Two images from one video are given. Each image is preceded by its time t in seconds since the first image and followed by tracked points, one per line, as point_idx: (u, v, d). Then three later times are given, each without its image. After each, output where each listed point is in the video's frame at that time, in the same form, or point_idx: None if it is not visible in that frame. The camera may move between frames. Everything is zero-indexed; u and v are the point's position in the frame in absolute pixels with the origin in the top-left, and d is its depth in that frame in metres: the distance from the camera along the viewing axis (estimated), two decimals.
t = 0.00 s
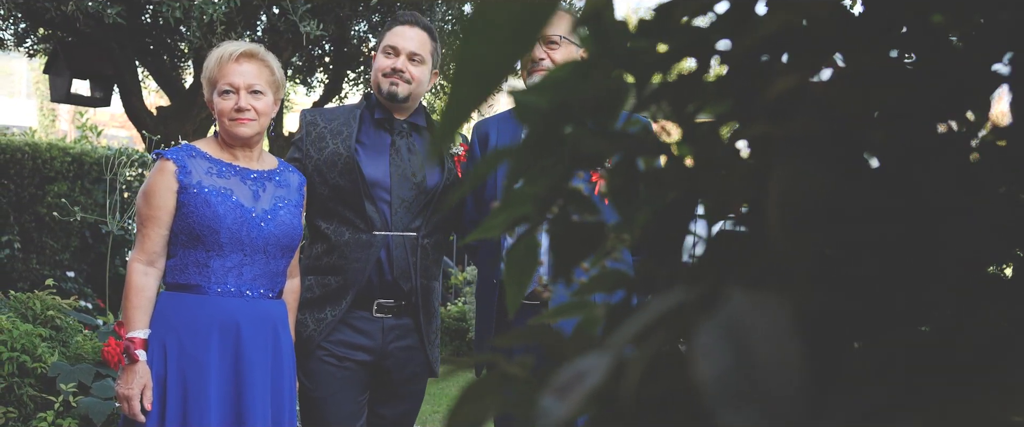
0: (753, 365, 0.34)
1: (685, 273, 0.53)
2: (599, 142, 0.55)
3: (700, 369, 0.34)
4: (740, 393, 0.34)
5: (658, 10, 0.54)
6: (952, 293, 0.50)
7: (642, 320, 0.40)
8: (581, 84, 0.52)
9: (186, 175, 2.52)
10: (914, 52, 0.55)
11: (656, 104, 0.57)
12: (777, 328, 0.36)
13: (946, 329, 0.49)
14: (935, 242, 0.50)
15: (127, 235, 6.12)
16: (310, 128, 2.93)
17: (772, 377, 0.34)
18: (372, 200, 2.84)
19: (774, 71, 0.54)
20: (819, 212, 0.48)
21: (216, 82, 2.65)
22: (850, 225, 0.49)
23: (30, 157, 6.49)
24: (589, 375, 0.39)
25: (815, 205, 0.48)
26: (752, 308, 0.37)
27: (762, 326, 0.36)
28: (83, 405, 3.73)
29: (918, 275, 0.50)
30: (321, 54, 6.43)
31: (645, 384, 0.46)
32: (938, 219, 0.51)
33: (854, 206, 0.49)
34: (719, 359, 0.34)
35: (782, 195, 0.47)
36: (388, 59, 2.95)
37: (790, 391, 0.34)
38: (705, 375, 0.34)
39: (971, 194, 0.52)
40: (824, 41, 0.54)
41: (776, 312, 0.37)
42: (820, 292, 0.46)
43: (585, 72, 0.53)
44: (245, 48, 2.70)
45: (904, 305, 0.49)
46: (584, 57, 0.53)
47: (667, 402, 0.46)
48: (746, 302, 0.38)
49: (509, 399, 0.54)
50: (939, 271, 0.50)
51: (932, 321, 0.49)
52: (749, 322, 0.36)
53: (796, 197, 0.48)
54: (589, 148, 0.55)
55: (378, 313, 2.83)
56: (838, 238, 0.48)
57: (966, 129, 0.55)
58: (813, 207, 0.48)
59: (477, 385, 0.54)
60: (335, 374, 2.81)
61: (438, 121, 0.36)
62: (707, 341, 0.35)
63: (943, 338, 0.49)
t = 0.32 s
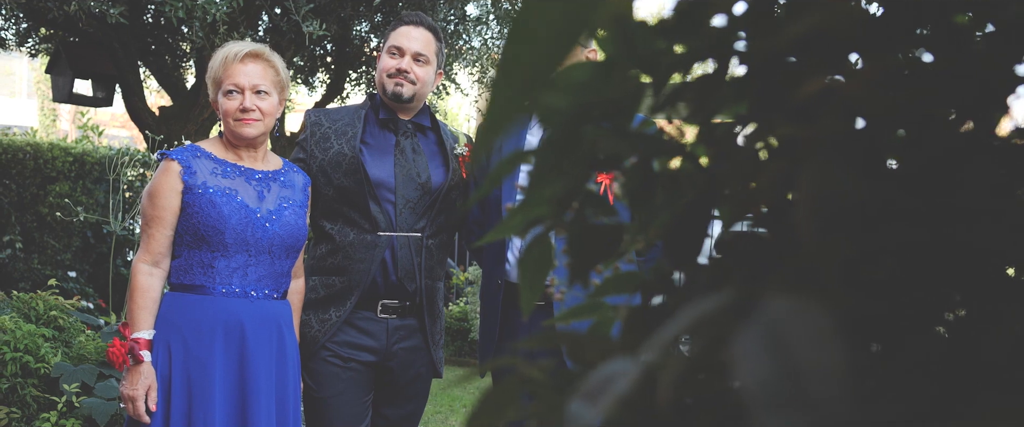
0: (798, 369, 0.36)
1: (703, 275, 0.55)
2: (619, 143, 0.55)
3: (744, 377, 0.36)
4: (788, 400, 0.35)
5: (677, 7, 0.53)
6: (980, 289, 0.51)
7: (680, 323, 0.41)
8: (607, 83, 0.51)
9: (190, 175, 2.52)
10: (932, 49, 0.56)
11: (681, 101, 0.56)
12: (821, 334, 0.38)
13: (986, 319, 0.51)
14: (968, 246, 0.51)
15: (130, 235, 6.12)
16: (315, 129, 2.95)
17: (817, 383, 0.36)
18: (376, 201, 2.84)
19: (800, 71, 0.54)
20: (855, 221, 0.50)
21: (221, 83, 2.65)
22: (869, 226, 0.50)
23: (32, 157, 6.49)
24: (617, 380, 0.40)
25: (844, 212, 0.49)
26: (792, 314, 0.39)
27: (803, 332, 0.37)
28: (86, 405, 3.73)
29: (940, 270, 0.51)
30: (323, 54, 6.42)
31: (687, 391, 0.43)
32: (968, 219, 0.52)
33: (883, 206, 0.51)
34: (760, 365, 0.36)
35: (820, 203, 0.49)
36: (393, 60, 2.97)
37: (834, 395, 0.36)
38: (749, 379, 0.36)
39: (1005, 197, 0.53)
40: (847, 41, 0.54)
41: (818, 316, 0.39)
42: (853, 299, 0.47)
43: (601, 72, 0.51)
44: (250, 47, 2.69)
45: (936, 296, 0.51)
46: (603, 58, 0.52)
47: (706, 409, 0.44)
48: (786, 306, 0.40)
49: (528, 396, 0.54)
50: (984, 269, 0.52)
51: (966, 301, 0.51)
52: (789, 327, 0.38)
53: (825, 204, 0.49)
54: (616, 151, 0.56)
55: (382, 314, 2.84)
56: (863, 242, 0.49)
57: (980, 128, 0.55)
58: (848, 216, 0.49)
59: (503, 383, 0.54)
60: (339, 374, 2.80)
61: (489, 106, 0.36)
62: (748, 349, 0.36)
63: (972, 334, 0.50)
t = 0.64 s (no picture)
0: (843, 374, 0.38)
1: (724, 282, 0.55)
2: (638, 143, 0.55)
3: (787, 380, 0.38)
4: (829, 404, 0.37)
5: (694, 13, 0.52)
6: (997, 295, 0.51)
7: (715, 328, 0.42)
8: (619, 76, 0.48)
9: (195, 176, 2.52)
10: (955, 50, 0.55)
11: (698, 103, 0.55)
12: (858, 344, 0.39)
13: (1000, 319, 0.51)
14: (1001, 246, 0.51)
15: (132, 236, 6.12)
16: (319, 130, 2.95)
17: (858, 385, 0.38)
18: (381, 202, 2.84)
19: (817, 73, 0.55)
20: (885, 226, 0.51)
21: (227, 83, 2.64)
22: (903, 229, 0.51)
23: (34, 158, 6.49)
24: (649, 384, 0.40)
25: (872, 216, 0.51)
26: (832, 319, 0.40)
27: (844, 336, 0.39)
28: (90, 406, 3.73)
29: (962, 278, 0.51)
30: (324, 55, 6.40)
31: (723, 392, 0.44)
32: (995, 222, 0.51)
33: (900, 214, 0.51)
34: (804, 370, 0.38)
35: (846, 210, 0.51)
36: (398, 60, 2.96)
37: (879, 398, 0.38)
38: (790, 383, 0.37)
39: None
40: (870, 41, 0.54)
41: (857, 326, 0.40)
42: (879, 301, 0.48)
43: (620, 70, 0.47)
44: (256, 48, 2.69)
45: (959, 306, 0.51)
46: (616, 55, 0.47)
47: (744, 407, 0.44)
48: (828, 310, 0.41)
49: (547, 405, 0.54)
50: (1016, 278, 0.51)
51: (979, 310, 0.51)
52: (833, 333, 0.39)
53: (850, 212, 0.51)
54: (634, 151, 0.56)
55: (387, 315, 2.84)
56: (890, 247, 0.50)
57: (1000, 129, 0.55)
58: (880, 219, 0.51)
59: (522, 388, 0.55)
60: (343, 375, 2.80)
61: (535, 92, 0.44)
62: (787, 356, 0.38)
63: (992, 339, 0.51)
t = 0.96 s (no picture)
0: (882, 378, 0.37)
1: (741, 286, 0.56)
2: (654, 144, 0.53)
3: (829, 383, 0.37)
4: (871, 407, 0.37)
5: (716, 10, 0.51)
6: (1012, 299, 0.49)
7: (753, 332, 0.41)
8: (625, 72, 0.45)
9: (200, 176, 2.51)
10: (976, 48, 0.54)
11: (717, 103, 0.54)
12: (905, 348, 0.39)
13: (1017, 320, 0.49)
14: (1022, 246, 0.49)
15: (134, 236, 6.11)
16: (324, 130, 2.94)
17: (908, 395, 0.37)
18: (386, 202, 2.84)
19: (835, 80, 0.54)
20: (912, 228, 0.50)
21: (232, 83, 2.65)
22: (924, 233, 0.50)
23: (36, 157, 6.49)
24: (680, 387, 0.39)
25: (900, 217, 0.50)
26: (876, 322, 0.40)
27: (885, 338, 0.39)
28: (93, 406, 3.73)
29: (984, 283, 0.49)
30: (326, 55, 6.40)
31: (757, 394, 0.43)
32: (1014, 222, 0.50)
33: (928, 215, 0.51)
34: (845, 372, 0.37)
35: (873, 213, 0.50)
36: (403, 60, 2.96)
37: (922, 401, 0.37)
38: (833, 387, 0.37)
39: None
40: (885, 39, 0.54)
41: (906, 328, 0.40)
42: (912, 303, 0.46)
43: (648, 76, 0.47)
44: (261, 48, 2.69)
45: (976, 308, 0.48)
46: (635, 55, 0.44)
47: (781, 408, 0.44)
48: (868, 312, 0.41)
49: (563, 408, 0.54)
50: None
51: (993, 311, 0.49)
52: (869, 333, 0.39)
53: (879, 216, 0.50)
54: (652, 152, 0.55)
55: (391, 315, 2.83)
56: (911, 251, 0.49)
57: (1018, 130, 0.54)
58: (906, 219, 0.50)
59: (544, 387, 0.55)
60: (348, 376, 2.80)
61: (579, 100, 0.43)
62: (830, 360, 0.38)
63: (1006, 341, 0.49)
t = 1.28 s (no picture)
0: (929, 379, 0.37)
1: (768, 286, 0.56)
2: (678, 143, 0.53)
3: (876, 386, 0.38)
4: (921, 407, 0.37)
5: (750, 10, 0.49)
6: None
7: (796, 336, 0.40)
8: (651, 78, 0.48)
9: (206, 175, 2.51)
10: (1004, 48, 0.53)
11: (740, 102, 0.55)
12: (959, 351, 0.38)
13: None
14: None
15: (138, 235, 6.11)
16: (330, 129, 2.94)
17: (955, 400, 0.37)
18: (392, 202, 2.84)
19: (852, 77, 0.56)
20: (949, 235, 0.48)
21: (238, 82, 2.64)
22: (959, 240, 0.49)
23: (39, 157, 6.49)
24: (715, 391, 0.40)
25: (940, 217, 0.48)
26: (923, 324, 0.39)
27: (930, 339, 0.38)
28: (98, 406, 3.73)
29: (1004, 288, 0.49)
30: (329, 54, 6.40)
31: (795, 395, 0.43)
32: None
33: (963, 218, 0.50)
34: (892, 376, 0.37)
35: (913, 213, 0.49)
36: (409, 59, 2.95)
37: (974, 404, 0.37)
38: (881, 392, 0.37)
39: None
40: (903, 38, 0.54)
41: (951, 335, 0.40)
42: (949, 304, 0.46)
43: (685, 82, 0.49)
44: (267, 47, 2.68)
45: (995, 312, 0.48)
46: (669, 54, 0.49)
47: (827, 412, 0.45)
48: (911, 312, 0.40)
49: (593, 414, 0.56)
50: None
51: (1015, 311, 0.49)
52: (913, 334, 0.39)
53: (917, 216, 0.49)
54: (675, 151, 0.54)
55: (398, 315, 2.83)
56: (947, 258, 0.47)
57: None
58: (945, 223, 0.49)
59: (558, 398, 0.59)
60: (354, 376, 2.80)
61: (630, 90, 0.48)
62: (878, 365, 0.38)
63: None
